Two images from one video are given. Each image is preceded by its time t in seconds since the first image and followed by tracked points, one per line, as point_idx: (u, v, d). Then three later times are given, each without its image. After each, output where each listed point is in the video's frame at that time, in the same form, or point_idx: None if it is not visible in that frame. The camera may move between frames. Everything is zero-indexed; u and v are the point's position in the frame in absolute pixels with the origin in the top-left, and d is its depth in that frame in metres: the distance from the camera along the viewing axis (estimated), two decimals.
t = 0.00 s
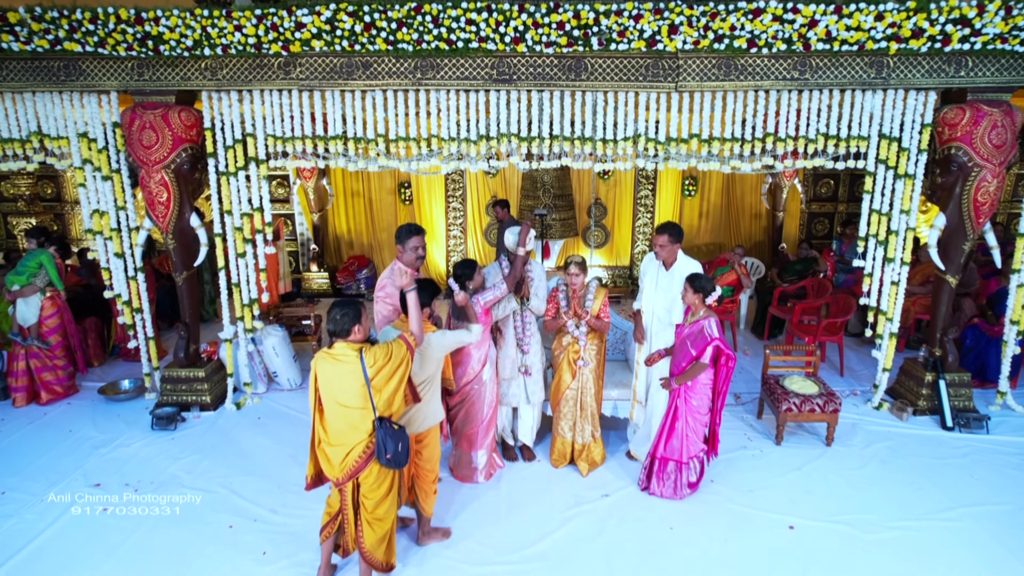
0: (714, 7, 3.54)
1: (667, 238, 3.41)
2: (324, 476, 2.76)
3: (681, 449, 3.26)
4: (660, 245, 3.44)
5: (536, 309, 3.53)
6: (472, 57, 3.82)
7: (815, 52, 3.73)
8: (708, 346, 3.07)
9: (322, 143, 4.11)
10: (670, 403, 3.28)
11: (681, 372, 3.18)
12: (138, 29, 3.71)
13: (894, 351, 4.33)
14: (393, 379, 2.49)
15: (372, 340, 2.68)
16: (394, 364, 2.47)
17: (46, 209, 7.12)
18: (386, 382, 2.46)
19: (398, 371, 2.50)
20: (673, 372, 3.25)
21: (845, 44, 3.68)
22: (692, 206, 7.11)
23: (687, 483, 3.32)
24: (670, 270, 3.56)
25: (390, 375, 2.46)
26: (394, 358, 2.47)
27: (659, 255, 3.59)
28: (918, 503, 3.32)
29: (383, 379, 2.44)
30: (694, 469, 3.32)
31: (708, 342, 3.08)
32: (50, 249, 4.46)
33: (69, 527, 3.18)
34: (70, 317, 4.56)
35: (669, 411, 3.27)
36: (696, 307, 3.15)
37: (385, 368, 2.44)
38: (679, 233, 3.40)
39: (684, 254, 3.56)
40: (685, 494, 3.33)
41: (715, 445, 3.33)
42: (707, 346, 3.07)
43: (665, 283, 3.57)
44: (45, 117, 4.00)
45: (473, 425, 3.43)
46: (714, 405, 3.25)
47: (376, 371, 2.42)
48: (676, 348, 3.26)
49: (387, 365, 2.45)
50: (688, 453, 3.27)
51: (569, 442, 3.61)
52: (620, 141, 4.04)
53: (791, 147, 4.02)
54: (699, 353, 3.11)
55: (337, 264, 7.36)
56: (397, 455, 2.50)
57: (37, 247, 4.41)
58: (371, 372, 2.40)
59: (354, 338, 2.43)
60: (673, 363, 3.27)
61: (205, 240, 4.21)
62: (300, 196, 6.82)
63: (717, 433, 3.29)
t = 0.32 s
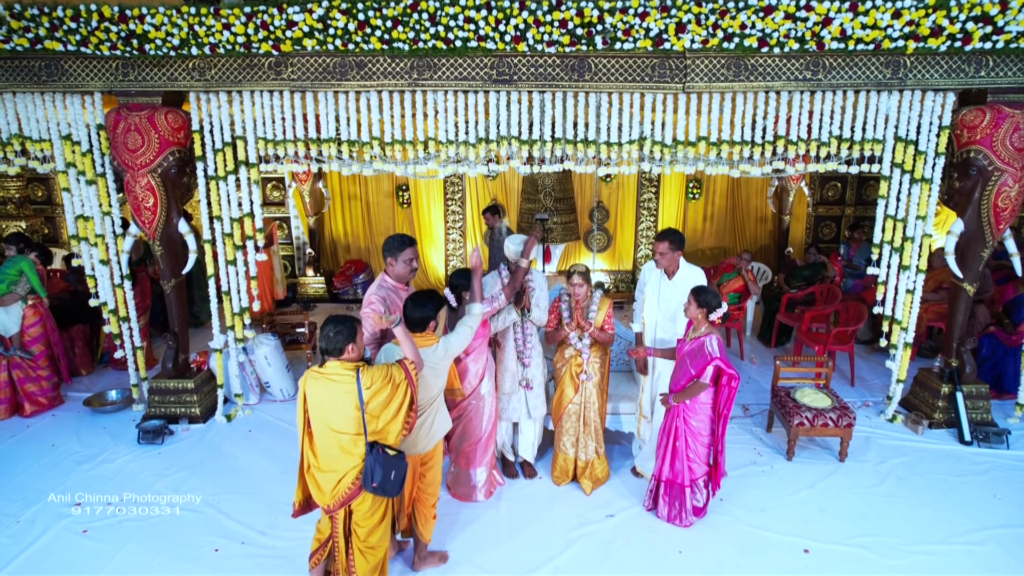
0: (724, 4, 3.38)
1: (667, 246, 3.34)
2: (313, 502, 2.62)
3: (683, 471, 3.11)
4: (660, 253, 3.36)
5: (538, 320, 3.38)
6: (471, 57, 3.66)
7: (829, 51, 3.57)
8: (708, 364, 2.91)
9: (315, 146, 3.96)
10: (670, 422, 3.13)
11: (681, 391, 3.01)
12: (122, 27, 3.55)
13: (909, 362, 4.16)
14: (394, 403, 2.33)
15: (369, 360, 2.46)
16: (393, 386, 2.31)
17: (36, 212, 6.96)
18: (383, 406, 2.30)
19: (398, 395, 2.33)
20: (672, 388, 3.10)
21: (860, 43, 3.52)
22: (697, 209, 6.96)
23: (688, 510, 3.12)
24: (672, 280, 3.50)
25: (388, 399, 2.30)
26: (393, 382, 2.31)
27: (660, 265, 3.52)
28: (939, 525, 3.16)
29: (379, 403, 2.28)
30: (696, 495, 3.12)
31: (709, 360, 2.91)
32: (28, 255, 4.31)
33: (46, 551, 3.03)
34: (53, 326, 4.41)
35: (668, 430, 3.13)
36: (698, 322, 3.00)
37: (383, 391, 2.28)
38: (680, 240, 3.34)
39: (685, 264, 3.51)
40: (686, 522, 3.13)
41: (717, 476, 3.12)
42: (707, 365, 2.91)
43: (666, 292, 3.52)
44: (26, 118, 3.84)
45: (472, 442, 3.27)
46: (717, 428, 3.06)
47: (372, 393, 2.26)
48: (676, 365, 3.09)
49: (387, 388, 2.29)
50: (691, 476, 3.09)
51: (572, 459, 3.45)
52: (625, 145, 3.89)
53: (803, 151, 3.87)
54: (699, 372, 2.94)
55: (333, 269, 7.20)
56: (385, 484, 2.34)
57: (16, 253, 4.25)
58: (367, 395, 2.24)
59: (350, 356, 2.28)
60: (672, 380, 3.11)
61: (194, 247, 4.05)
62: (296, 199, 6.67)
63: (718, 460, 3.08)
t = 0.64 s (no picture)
0: (730, 2, 3.29)
1: (666, 253, 3.25)
2: (303, 518, 2.54)
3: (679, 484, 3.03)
4: (660, 261, 3.28)
5: (539, 326, 3.31)
6: (471, 56, 3.58)
7: (837, 50, 3.49)
8: (699, 375, 2.80)
9: (311, 147, 3.87)
10: (662, 433, 3.05)
11: (671, 402, 2.93)
12: (112, 26, 3.47)
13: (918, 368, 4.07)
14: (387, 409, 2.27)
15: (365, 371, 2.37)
16: (389, 392, 2.26)
17: (30, 215, 6.87)
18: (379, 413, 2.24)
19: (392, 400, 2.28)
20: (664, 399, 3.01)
21: (870, 42, 3.43)
22: (699, 212, 6.88)
23: (687, 521, 3.04)
24: (671, 287, 3.45)
25: (384, 405, 2.25)
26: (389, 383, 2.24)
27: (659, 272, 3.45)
28: (953, 539, 3.07)
29: (377, 407, 2.21)
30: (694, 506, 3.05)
31: (700, 371, 2.81)
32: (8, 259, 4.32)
33: (31, 564, 2.93)
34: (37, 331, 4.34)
35: (661, 442, 3.04)
36: (689, 330, 2.89)
37: (381, 397, 2.22)
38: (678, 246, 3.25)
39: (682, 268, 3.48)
40: (686, 534, 3.04)
41: (704, 492, 2.95)
42: (698, 375, 2.80)
43: (664, 298, 3.47)
44: (15, 119, 3.76)
45: (470, 451, 3.18)
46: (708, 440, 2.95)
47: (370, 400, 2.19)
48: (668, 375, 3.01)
49: (384, 394, 2.23)
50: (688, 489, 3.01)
51: (573, 469, 3.35)
52: (628, 146, 3.80)
53: (810, 152, 3.77)
54: (690, 383, 2.84)
55: (331, 271, 7.12)
56: (388, 495, 2.25)
57: None
58: (366, 402, 2.17)
59: (345, 368, 2.19)
60: (665, 391, 3.02)
61: (186, 251, 3.96)
62: (293, 201, 6.59)
63: (707, 475, 2.93)
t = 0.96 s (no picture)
0: (733, 1, 3.25)
1: (664, 254, 3.23)
2: (300, 525, 2.49)
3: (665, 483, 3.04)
4: (657, 261, 3.26)
5: (537, 330, 3.28)
6: (470, 56, 3.53)
7: (842, 50, 3.44)
8: (674, 374, 2.83)
9: (308, 148, 3.82)
10: (642, 434, 3.08)
11: (649, 402, 2.96)
12: (108, 25, 3.43)
13: (922, 371, 4.02)
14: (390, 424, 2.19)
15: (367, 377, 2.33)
16: (390, 406, 2.17)
17: (27, 216, 6.83)
18: (378, 427, 2.16)
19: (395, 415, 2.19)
20: (642, 400, 3.04)
21: (874, 42, 3.39)
22: (700, 213, 6.83)
23: (683, 519, 3.06)
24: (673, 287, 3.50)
25: (385, 419, 2.17)
26: (390, 400, 2.16)
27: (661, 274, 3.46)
28: (960, 545, 3.02)
29: (375, 424, 2.14)
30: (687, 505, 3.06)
31: (675, 370, 2.83)
32: None
33: (23, 571, 2.89)
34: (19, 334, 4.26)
35: (642, 442, 3.07)
36: (664, 329, 2.88)
37: (381, 410, 2.14)
38: (677, 247, 3.22)
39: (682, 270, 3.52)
40: (685, 532, 3.05)
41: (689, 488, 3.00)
42: (673, 374, 2.83)
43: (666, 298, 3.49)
44: (9, 119, 3.71)
45: (470, 457, 3.13)
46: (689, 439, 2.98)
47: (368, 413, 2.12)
48: (643, 376, 3.03)
49: (385, 408, 2.15)
50: (677, 488, 3.03)
51: (573, 474, 3.31)
52: (629, 147, 3.75)
53: (814, 153, 3.72)
54: (666, 382, 2.87)
55: (330, 273, 7.07)
56: (387, 506, 2.22)
57: None
58: (362, 414, 2.10)
59: (345, 374, 2.15)
60: (642, 391, 3.04)
61: (183, 252, 3.90)
62: (292, 202, 6.55)
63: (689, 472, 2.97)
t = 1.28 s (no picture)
0: (734, 1, 3.22)
1: (671, 253, 3.21)
2: (299, 529, 2.47)
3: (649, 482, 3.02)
4: (663, 261, 3.24)
5: (538, 331, 3.26)
6: (470, 56, 3.51)
7: (844, 50, 3.42)
8: (655, 372, 2.82)
9: (308, 148, 3.80)
10: (626, 433, 3.06)
11: (631, 400, 2.94)
12: (105, 25, 3.41)
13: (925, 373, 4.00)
14: (387, 432, 2.15)
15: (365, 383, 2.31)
16: (388, 413, 2.14)
17: (25, 216, 6.81)
18: (375, 434, 2.13)
19: (391, 422, 2.16)
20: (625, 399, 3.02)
21: (876, 42, 3.36)
22: (700, 213, 6.81)
23: (661, 518, 3.05)
24: (678, 289, 3.35)
25: (381, 426, 2.14)
26: (385, 406, 2.13)
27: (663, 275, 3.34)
28: (963, 549, 2.99)
29: (371, 430, 2.11)
30: (667, 503, 3.05)
31: (655, 368, 2.82)
32: None
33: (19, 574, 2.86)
34: None
35: (626, 442, 3.05)
36: (647, 327, 2.89)
37: (377, 417, 2.11)
38: (683, 246, 3.20)
39: (688, 270, 3.37)
40: (660, 531, 3.04)
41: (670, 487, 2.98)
42: (653, 372, 2.82)
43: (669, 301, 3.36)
44: (6, 119, 3.69)
45: (470, 461, 3.10)
46: (671, 438, 2.96)
47: (364, 419, 2.09)
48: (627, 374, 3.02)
49: (381, 414, 2.12)
50: (659, 488, 3.01)
51: (573, 477, 3.29)
52: (630, 147, 3.72)
53: (816, 154, 3.70)
54: (646, 380, 2.86)
55: (329, 273, 7.05)
56: (373, 515, 2.16)
57: None
58: (357, 420, 2.07)
59: (343, 379, 2.13)
60: (625, 390, 3.03)
61: (180, 253, 3.87)
62: (291, 203, 6.53)
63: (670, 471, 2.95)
